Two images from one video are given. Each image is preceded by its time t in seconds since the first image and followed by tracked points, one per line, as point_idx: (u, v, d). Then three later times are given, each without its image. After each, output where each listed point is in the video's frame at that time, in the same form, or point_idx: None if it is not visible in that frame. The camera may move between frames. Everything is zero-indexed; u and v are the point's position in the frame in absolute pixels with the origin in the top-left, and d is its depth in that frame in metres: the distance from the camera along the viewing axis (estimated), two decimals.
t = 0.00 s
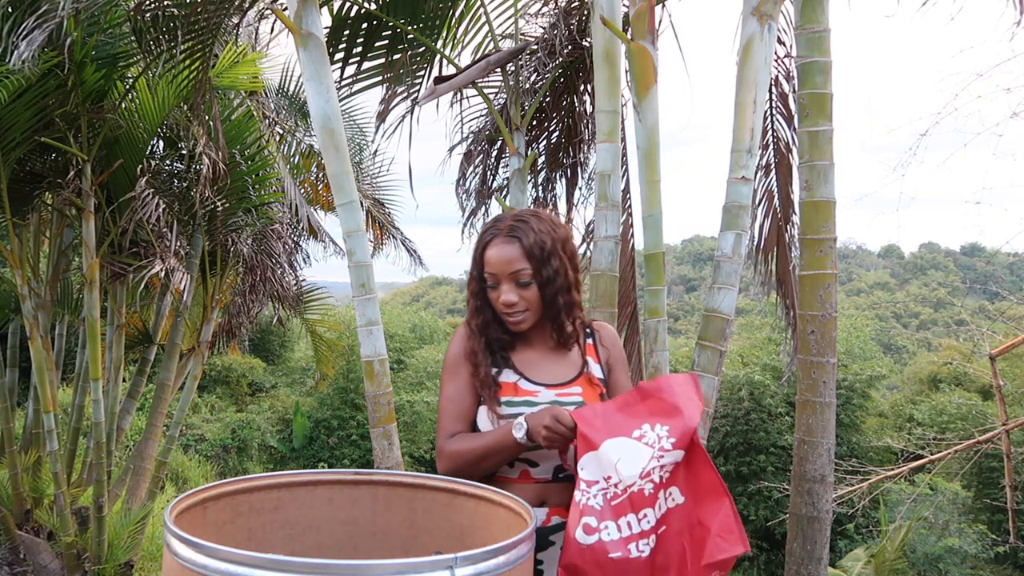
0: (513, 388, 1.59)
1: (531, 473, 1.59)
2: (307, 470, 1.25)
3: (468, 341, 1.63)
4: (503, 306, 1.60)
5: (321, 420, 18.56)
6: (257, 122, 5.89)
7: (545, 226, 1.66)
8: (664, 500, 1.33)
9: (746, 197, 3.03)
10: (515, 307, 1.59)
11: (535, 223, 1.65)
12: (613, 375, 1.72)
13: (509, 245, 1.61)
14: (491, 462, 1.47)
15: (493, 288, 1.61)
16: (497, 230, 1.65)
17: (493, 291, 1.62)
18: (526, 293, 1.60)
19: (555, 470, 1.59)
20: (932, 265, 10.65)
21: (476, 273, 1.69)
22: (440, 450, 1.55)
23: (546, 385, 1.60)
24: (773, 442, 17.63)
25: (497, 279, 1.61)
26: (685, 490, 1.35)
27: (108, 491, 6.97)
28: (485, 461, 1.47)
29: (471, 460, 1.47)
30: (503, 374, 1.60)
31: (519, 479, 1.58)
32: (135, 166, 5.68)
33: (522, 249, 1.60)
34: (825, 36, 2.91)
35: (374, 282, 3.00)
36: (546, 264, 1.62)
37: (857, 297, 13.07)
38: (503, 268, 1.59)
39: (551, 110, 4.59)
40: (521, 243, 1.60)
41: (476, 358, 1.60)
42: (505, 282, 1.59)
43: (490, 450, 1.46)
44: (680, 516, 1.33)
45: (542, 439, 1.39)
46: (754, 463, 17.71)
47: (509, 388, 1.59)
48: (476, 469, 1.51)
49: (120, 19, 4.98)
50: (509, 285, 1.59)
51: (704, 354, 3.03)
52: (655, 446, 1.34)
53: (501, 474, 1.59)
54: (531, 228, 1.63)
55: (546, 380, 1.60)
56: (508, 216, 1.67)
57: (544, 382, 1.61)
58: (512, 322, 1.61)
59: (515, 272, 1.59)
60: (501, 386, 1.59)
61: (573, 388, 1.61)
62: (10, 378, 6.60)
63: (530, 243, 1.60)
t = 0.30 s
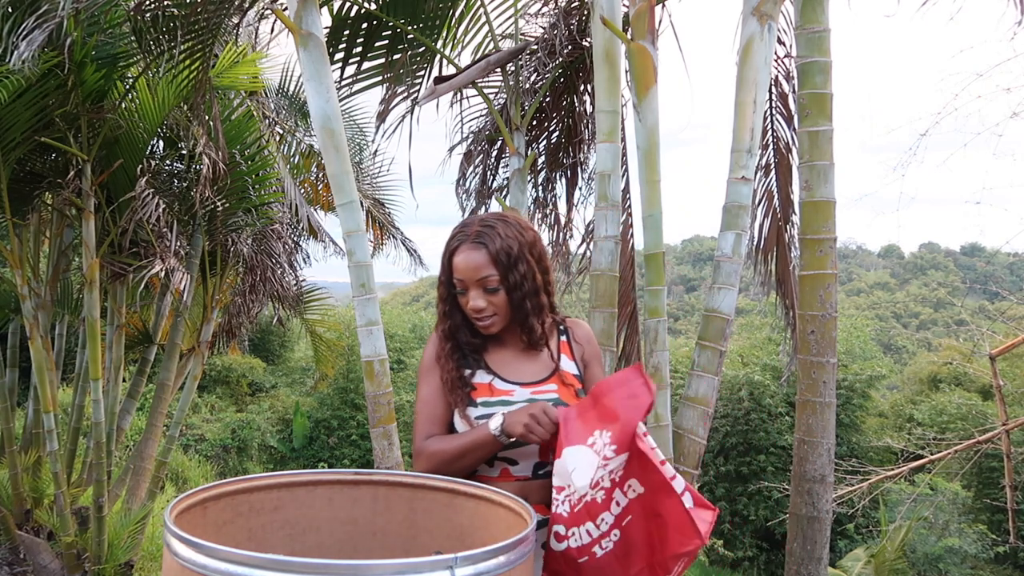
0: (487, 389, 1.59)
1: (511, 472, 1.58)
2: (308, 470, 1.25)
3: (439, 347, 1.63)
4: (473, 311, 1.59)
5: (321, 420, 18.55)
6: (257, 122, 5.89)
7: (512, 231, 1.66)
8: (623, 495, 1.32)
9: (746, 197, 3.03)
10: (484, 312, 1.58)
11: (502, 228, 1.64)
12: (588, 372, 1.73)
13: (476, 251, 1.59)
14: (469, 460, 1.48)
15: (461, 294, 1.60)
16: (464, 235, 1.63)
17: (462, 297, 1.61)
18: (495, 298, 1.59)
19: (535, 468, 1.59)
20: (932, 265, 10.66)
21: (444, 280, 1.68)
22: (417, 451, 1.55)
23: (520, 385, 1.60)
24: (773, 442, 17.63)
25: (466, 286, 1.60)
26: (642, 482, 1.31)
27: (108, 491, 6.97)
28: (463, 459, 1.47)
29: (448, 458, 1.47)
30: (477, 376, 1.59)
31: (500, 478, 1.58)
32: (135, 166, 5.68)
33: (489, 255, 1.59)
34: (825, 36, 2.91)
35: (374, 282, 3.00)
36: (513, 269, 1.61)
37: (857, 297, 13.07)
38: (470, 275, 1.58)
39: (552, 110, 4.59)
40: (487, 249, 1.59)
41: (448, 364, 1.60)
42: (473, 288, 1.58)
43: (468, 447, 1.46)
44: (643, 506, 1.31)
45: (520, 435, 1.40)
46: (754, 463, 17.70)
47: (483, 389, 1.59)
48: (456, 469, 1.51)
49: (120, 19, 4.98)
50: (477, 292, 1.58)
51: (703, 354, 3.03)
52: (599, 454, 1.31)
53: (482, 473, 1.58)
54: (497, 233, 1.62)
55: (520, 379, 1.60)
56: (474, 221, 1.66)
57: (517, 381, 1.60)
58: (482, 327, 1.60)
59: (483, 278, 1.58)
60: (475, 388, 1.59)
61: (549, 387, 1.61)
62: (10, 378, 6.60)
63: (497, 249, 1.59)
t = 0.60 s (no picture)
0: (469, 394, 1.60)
1: (493, 472, 1.58)
2: (308, 470, 1.25)
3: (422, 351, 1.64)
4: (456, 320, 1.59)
5: (321, 420, 18.55)
6: (256, 122, 5.89)
7: (493, 237, 1.64)
8: (615, 491, 1.28)
9: (746, 197, 3.03)
10: (468, 320, 1.58)
11: (483, 234, 1.63)
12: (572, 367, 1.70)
13: (457, 259, 1.58)
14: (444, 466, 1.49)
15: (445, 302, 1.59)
16: (447, 241, 1.63)
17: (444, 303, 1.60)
18: (476, 304, 1.59)
19: (517, 469, 1.59)
20: (932, 265, 10.66)
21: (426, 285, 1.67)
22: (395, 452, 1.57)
23: (499, 384, 1.59)
24: (773, 442, 17.64)
25: (448, 292, 1.59)
26: (629, 472, 1.27)
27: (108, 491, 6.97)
28: (437, 465, 1.49)
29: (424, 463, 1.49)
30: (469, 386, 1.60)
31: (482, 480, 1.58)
32: (135, 166, 5.68)
33: (471, 262, 1.58)
34: (825, 36, 2.91)
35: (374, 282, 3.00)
36: (495, 276, 1.61)
37: (857, 297, 13.07)
38: (453, 283, 1.57)
39: (552, 111, 4.59)
40: (468, 255, 1.58)
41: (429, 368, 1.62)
42: (455, 295, 1.58)
43: (445, 450, 1.47)
44: (637, 499, 1.26)
45: (496, 436, 1.41)
46: (754, 463, 17.70)
47: (463, 392, 1.60)
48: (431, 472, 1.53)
49: (120, 19, 4.97)
50: (459, 298, 1.58)
51: (704, 354, 3.03)
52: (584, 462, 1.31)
53: (466, 475, 1.59)
54: (479, 239, 1.61)
55: (501, 378, 1.60)
56: (455, 226, 1.65)
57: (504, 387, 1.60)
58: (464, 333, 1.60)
59: (465, 286, 1.57)
60: (455, 391, 1.61)
61: (528, 386, 1.59)
62: (10, 378, 6.60)
63: (478, 256, 1.58)
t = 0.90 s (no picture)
0: (468, 415, 1.53)
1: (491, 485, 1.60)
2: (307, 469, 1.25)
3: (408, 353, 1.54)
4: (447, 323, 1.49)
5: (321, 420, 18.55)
6: (256, 122, 5.90)
7: (497, 238, 1.53)
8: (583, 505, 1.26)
9: (746, 197, 3.03)
10: (459, 325, 1.48)
11: (486, 234, 1.51)
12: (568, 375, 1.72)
13: (454, 258, 1.48)
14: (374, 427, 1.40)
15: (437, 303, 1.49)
16: (445, 239, 1.51)
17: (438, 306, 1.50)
18: (471, 310, 1.49)
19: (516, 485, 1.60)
20: (931, 266, 10.67)
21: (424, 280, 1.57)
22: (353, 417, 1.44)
23: (504, 409, 1.53)
24: (773, 442, 17.64)
25: (442, 294, 1.49)
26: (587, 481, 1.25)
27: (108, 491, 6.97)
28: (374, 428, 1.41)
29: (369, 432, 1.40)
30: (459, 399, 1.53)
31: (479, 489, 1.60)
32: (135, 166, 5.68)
33: (467, 264, 1.47)
34: (825, 36, 2.91)
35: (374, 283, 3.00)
36: (493, 281, 1.49)
37: (856, 298, 13.08)
38: (446, 285, 1.46)
39: (552, 111, 4.59)
40: (466, 257, 1.47)
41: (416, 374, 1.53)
42: (449, 299, 1.47)
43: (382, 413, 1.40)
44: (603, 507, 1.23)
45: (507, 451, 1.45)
46: (754, 463, 17.71)
47: (464, 414, 1.53)
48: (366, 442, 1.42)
49: (120, 19, 4.97)
50: (453, 303, 1.47)
51: (703, 354, 3.04)
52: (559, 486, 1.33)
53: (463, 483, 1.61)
54: (478, 239, 1.50)
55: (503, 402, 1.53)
56: (457, 223, 1.54)
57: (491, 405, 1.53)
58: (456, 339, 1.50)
59: (460, 290, 1.47)
60: (458, 413, 1.54)
61: (534, 408, 1.56)
62: (10, 378, 6.60)
63: (477, 258, 1.47)
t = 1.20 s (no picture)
0: (470, 399, 1.60)
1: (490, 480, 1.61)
2: (307, 470, 1.24)
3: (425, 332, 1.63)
4: (469, 301, 1.57)
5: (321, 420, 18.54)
6: (256, 122, 5.90)
7: (521, 226, 1.65)
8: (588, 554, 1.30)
9: (746, 197, 3.03)
10: (481, 303, 1.57)
11: (511, 221, 1.63)
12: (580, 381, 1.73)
13: (480, 238, 1.58)
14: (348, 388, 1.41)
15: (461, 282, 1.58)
16: (471, 222, 1.63)
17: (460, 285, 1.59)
18: (492, 289, 1.57)
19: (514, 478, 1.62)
20: (931, 266, 10.66)
21: (448, 264, 1.67)
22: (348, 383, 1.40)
23: (507, 397, 1.59)
24: (773, 442, 17.65)
25: (466, 274, 1.58)
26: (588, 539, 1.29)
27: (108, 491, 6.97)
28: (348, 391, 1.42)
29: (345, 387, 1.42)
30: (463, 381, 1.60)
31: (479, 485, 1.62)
32: (135, 166, 5.68)
33: (493, 244, 1.58)
34: (825, 36, 2.91)
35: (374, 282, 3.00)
36: (515, 263, 1.59)
37: (856, 297, 13.07)
38: (471, 263, 1.56)
39: (552, 111, 4.59)
40: (492, 237, 1.58)
41: (430, 351, 1.62)
42: (472, 277, 1.57)
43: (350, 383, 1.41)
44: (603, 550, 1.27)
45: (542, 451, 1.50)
46: (754, 463, 17.71)
47: (468, 398, 1.60)
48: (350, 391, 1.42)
49: (120, 19, 4.96)
50: (476, 281, 1.56)
51: (703, 354, 3.04)
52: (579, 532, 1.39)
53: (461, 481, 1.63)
54: (505, 224, 1.61)
55: (508, 388, 1.59)
56: (485, 211, 1.65)
57: (498, 390, 1.60)
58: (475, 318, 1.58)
59: (483, 268, 1.56)
60: (462, 397, 1.61)
61: (537, 399, 1.60)
62: (10, 378, 6.60)
63: (501, 239, 1.58)
